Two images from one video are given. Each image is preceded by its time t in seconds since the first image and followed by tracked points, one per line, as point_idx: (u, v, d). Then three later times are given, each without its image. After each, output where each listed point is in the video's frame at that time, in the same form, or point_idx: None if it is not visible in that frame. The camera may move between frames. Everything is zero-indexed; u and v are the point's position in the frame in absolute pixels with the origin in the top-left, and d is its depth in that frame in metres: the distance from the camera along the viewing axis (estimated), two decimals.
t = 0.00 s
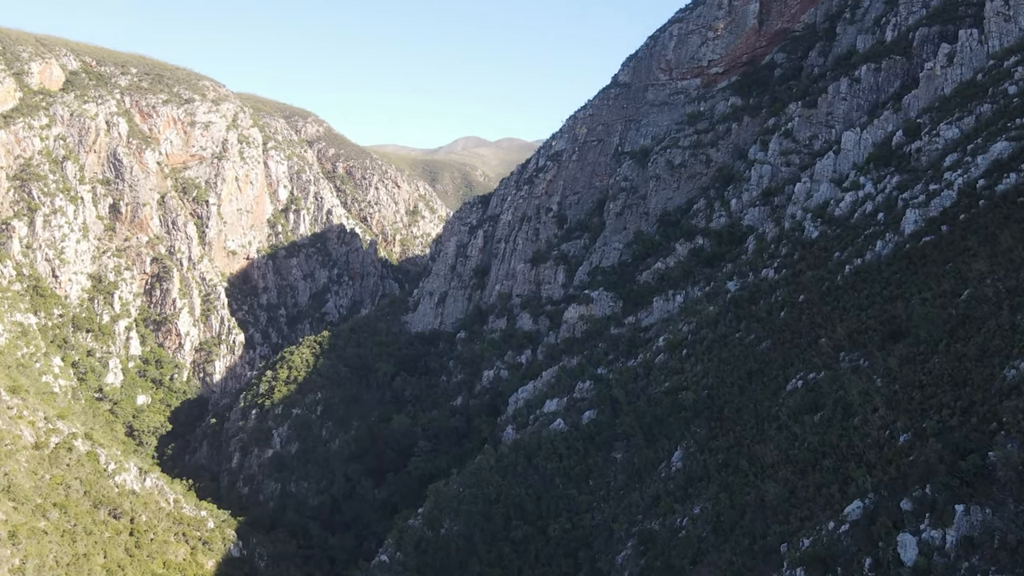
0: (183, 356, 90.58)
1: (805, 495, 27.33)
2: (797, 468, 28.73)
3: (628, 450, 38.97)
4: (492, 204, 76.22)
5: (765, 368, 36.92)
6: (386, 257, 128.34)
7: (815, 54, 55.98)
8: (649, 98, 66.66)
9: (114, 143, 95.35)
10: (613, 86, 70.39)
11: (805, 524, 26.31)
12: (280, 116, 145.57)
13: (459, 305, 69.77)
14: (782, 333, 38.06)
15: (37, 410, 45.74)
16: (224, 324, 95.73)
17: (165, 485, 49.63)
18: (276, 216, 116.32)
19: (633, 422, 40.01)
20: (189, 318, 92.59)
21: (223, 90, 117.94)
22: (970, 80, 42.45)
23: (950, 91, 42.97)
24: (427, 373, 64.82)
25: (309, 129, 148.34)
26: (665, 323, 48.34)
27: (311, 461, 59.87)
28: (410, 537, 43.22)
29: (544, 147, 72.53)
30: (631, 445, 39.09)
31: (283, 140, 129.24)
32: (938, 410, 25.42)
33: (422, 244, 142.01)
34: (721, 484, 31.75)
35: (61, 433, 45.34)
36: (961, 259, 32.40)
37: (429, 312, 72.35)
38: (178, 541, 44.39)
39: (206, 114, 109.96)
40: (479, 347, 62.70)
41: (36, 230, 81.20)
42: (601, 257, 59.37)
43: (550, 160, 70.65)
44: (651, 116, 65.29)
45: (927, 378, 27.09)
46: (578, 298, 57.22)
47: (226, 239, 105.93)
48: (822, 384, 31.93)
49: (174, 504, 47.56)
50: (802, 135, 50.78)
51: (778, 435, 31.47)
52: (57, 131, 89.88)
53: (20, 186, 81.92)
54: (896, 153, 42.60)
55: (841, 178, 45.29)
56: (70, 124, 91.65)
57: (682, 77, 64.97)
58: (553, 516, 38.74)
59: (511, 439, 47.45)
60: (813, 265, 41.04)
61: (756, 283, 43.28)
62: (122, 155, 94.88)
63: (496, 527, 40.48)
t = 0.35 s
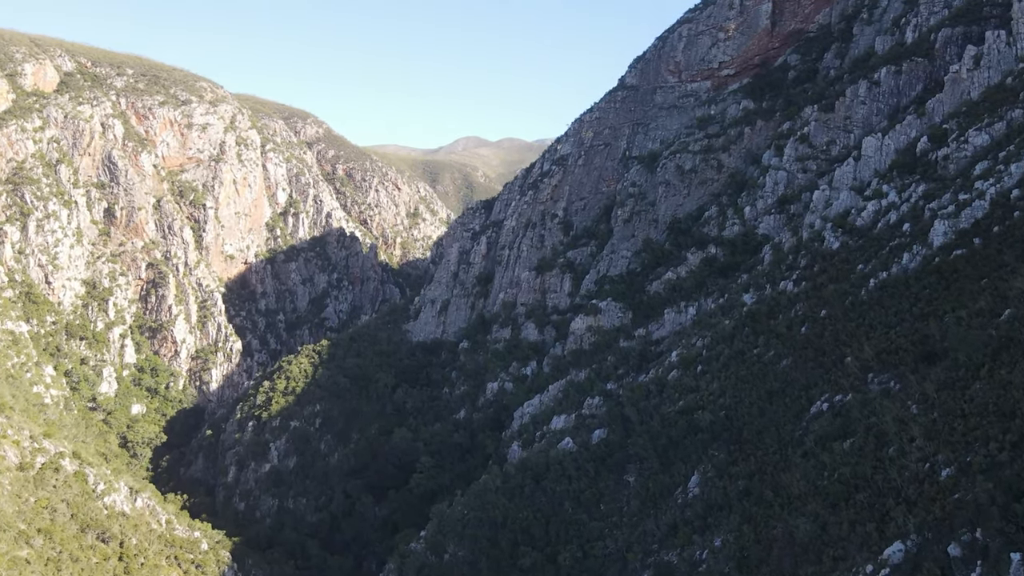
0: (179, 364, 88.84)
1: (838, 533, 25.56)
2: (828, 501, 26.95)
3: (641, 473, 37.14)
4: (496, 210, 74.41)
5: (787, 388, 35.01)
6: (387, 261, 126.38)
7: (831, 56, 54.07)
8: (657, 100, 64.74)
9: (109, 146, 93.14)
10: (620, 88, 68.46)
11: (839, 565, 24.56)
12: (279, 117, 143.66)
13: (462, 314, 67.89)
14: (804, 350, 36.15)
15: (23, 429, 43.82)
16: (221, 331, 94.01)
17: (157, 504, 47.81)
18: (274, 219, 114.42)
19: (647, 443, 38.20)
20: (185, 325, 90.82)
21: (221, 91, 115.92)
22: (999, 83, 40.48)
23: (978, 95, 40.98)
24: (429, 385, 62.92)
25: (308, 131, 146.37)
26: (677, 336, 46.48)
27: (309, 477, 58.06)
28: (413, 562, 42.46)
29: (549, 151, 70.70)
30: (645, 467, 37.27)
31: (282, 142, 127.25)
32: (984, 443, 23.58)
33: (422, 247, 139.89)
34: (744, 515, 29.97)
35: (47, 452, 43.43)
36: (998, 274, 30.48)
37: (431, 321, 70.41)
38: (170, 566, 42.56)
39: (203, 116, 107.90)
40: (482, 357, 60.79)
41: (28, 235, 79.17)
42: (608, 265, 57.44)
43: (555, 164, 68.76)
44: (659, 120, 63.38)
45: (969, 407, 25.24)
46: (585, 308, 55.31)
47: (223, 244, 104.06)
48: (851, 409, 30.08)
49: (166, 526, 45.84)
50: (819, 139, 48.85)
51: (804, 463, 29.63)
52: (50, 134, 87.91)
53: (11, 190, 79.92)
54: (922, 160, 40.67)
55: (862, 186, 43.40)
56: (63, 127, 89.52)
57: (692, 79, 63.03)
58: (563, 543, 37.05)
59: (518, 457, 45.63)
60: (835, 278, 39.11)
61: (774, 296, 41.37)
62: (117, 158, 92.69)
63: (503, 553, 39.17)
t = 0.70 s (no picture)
0: (175, 373, 87.06)
1: None
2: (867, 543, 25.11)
3: (658, 500, 35.23)
4: (500, 215, 72.54)
5: (814, 412, 33.07)
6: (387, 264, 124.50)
7: (849, 58, 52.07)
8: (667, 103, 62.76)
9: (104, 148, 91.19)
10: (628, 91, 66.50)
11: None
12: (278, 119, 141.83)
13: (466, 323, 65.94)
14: (830, 370, 34.20)
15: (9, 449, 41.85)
16: (218, 339, 92.11)
17: (149, 527, 46.58)
18: (274, 223, 112.52)
19: (663, 467, 36.30)
20: (181, 332, 89.00)
21: (219, 92, 114.00)
22: None
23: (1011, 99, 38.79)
24: (432, 397, 60.99)
25: (308, 132, 144.52)
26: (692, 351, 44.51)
27: (309, 493, 56.12)
28: None
29: (556, 156, 68.78)
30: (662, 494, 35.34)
31: (281, 144, 125.32)
32: None
33: (424, 250, 137.77)
34: (773, 552, 28.17)
35: (34, 474, 41.56)
36: None
37: (433, 330, 68.45)
38: None
39: (201, 118, 105.88)
40: (487, 369, 58.83)
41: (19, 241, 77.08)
42: (618, 274, 55.44)
43: (562, 169, 66.78)
44: (669, 123, 61.41)
45: None
46: (594, 319, 53.33)
47: (221, 248, 102.11)
48: (887, 437, 28.18)
49: (158, 550, 44.17)
50: (839, 145, 46.91)
51: (838, 496, 27.73)
52: (44, 137, 85.92)
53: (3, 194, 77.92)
54: (952, 168, 38.65)
55: (887, 194, 41.46)
56: (58, 129, 87.63)
57: (704, 82, 61.06)
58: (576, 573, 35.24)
59: (527, 479, 43.73)
60: (861, 292, 37.10)
61: (797, 311, 39.39)
62: (112, 161, 90.72)
63: None
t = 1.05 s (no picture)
0: (172, 382, 85.36)
1: None
2: None
3: (678, 529, 33.36)
4: (506, 221, 70.67)
5: (844, 437, 31.12)
6: (389, 268, 122.59)
7: (871, 60, 50.14)
8: (679, 106, 60.86)
9: (100, 151, 89.31)
10: (638, 93, 64.57)
11: None
12: (278, 120, 140.02)
13: (471, 332, 64.02)
14: (861, 392, 32.24)
15: None
16: (216, 346, 90.28)
17: (141, 550, 45.43)
18: (273, 226, 110.64)
19: (683, 493, 34.42)
20: (179, 340, 87.25)
21: (218, 94, 112.09)
22: None
23: None
24: (436, 410, 59.09)
25: (308, 134, 142.69)
26: (709, 367, 42.54)
27: (308, 510, 54.20)
28: None
29: (563, 160, 66.88)
30: (683, 522, 33.50)
31: (281, 146, 123.35)
32: None
33: (426, 253, 135.75)
34: None
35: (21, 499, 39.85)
36: None
37: (437, 339, 66.52)
38: None
39: (199, 120, 103.95)
40: (493, 381, 56.88)
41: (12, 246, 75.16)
42: (628, 283, 53.45)
43: (570, 174, 64.86)
44: (681, 127, 59.49)
45: None
46: (604, 331, 51.39)
47: (220, 253, 100.18)
48: (929, 469, 26.45)
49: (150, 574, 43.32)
50: (862, 151, 45.02)
51: (877, 533, 25.96)
52: (38, 139, 84.05)
53: None
54: (985, 176, 36.71)
55: (915, 203, 39.54)
56: (52, 132, 85.89)
57: (717, 84, 59.16)
58: None
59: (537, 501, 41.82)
60: (891, 308, 35.13)
61: (822, 326, 37.45)
62: (108, 164, 88.85)
63: None
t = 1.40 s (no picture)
0: (170, 391, 83.63)
1: None
2: None
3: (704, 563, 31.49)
4: (513, 228, 68.73)
5: (883, 466, 29.24)
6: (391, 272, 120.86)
7: (895, 62, 48.20)
8: (693, 109, 58.92)
9: (97, 154, 87.21)
10: (649, 96, 62.62)
11: None
12: (278, 121, 138.02)
13: (477, 343, 62.07)
14: (899, 417, 30.31)
15: None
16: (215, 354, 88.45)
17: None
18: (273, 230, 108.60)
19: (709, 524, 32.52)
20: (177, 348, 85.49)
21: (216, 95, 110.02)
22: None
23: None
24: (442, 423, 57.23)
25: (308, 135, 140.68)
26: (731, 384, 40.54)
27: (310, 529, 52.30)
28: None
29: (572, 165, 64.91)
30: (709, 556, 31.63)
31: (281, 148, 121.17)
32: None
33: (428, 256, 133.77)
34: None
35: (7, 525, 40.37)
36: None
37: (442, 349, 64.54)
38: None
39: (198, 122, 101.85)
40: (501, 394, 54.93)
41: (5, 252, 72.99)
42: (642, 294, 51.44)
43: (579, 179, 62.86)
44: (695, 131, 57.57)
45: None
46: (617, 343, 49.43)
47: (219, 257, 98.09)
48: (982, 506, 24.68)
49: None
50: (889, 158, 43.10)
51: None
52: (33, 142, 81.91)
53: None
54: None
55: (948, 214, 37.67)
56: (47, 134, 83.52)
57: (732, 87, 57.23)
58: None
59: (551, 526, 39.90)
60: (928, 326, 33.07)
61: (852, 344, 35.47)
62: (104, 168, 86.74)
63: None
